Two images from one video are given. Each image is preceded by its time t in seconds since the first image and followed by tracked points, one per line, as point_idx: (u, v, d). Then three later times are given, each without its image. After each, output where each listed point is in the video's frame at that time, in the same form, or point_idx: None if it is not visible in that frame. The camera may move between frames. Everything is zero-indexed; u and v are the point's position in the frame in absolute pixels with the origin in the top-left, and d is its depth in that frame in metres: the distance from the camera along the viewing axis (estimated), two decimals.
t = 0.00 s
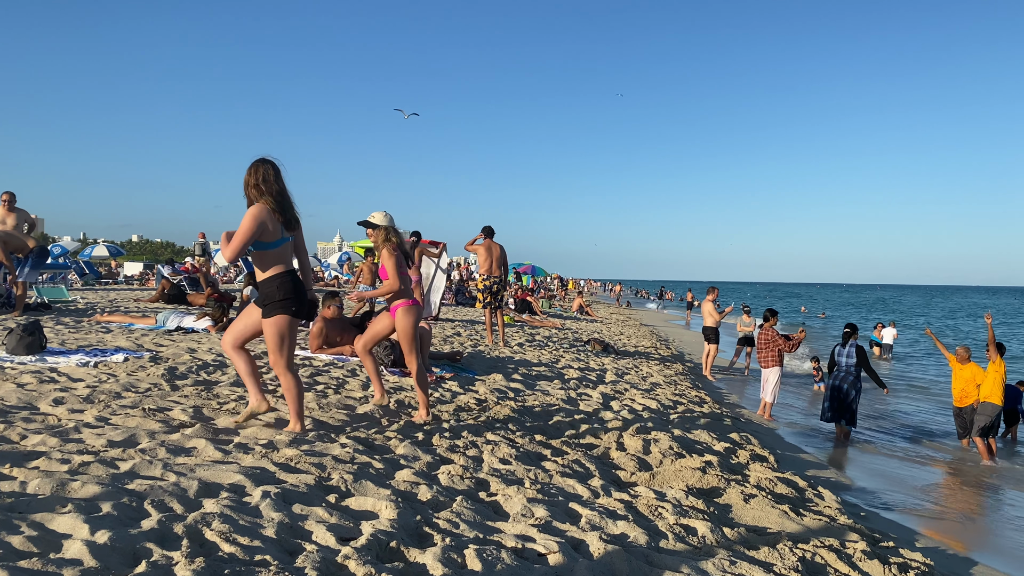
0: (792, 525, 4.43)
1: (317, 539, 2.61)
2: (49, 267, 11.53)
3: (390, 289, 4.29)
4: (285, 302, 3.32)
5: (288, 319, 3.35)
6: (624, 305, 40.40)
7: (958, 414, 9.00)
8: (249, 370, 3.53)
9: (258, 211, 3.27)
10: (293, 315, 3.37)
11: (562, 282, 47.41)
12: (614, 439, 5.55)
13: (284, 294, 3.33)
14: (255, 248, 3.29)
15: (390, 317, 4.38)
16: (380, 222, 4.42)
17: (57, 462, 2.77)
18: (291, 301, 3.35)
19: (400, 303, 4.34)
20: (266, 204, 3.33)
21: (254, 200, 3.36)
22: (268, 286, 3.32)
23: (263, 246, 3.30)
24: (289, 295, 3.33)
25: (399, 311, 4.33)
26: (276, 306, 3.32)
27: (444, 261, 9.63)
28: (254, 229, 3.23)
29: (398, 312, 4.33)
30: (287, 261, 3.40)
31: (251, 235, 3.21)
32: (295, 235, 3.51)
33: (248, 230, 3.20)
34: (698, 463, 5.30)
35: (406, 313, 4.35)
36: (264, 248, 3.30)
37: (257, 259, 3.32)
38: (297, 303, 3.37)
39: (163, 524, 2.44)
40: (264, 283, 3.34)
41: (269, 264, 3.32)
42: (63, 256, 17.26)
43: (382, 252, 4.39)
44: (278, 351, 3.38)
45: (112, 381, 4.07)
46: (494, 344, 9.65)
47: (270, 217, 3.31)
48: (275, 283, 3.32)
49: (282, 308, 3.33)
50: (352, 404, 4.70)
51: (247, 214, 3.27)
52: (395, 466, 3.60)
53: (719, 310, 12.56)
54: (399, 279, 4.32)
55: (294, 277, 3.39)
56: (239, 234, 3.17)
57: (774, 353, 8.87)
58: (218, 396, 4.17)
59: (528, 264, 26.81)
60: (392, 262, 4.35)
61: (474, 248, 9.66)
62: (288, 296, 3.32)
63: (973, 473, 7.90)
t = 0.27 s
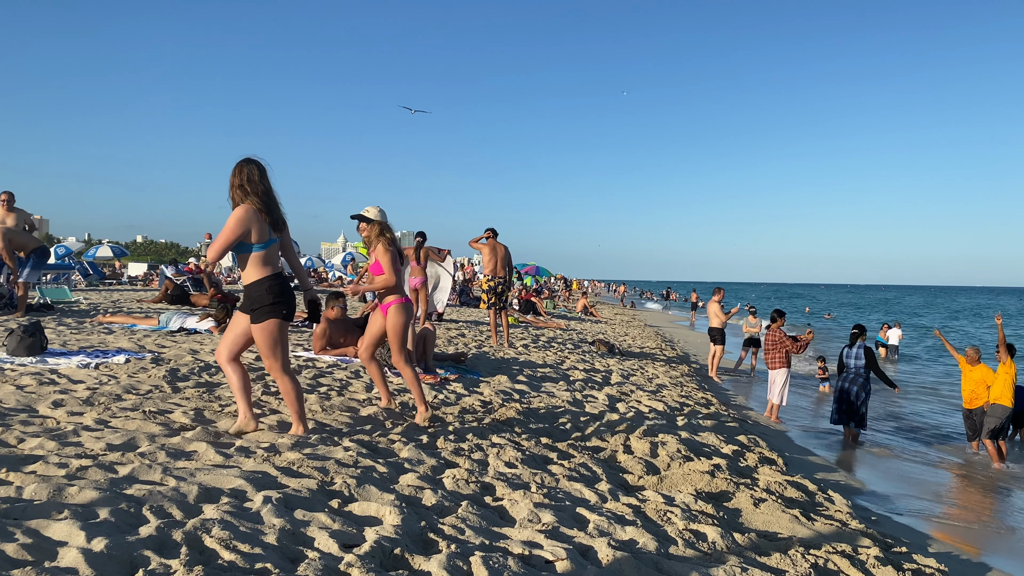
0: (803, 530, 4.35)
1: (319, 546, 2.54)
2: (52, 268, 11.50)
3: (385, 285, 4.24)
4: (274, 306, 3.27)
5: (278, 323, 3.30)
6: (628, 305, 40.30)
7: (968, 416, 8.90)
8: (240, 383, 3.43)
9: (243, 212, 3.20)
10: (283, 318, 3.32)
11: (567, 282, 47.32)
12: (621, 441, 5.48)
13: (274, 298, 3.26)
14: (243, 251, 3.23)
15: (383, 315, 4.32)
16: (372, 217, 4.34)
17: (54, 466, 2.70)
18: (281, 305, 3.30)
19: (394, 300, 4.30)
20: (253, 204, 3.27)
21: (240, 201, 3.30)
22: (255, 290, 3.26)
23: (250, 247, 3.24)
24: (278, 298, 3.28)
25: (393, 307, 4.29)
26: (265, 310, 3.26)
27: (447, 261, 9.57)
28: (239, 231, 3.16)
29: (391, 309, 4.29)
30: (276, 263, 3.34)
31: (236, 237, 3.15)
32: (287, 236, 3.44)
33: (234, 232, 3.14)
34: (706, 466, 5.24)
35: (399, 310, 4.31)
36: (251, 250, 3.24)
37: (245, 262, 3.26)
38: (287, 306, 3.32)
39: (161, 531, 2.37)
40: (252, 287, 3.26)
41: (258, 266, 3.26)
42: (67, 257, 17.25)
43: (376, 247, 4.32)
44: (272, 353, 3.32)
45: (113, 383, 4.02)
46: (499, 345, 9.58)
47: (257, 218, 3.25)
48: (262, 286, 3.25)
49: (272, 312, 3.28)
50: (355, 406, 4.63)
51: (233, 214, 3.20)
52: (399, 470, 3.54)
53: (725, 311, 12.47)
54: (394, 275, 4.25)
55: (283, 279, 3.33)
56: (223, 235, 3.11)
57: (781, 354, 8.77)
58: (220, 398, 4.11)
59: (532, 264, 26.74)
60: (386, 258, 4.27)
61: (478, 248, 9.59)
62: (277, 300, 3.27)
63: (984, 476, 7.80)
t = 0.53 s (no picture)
0: (815, 536, 4.27)
1: (323, 555, 2.48)
2: (57, 269, 11.50)
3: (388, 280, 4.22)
4: (260, 307, 3.18)
5: (264, 325, 3.21)
6: (633, 306, 40.19)
7: (978, 419, 8.79)
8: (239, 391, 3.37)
9: (228, 209, 3.16)
10: (269, 319, 3.23)
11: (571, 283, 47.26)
12: (628, 445, 5.41)
13: (259, 298, 3.19)
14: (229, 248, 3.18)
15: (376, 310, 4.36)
16: (373, 208, 4.24)
17: (54, 472, 2.65)
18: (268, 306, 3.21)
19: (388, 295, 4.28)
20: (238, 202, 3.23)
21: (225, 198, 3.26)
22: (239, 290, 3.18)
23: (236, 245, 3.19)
24: (265, 299, 3.20)
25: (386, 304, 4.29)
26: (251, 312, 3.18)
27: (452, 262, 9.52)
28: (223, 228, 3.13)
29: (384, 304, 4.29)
30: (260, 262, 3.28)
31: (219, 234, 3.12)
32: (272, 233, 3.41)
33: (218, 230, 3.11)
34: (715, 471, 5.18)
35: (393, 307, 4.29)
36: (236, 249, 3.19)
37: (229, 261, 3.20)
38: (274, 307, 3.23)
39: (162, 539, 2.32)
40: (237, 287, 3.19)
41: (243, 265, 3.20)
42: (72, 258, 17.25)
43: (379, 240, 4.25)
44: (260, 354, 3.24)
45: (115, 386, 3.97)
46: (504, 346, 9.52)
47: (242, 215, 3.21)
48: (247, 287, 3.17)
49: (257, 314, 3.19)
50: (360, 409, 4.57)
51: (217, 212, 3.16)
52: (404, 475, 3.47)
53: (731, 312, 12.37)
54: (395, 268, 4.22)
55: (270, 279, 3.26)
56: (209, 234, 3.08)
57: (789, 357, 8.64)
58: (223, 402, 4.06)
59: (537, 265, 26.67)
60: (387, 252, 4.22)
61: (483, 249, 9.54)
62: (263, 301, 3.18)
63: (996, 479, 7.69)
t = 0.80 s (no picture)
0: (827, 542, 4.20)
1: (327, 563, 2.43)
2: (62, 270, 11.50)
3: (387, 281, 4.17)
4: (247, 303, 3.13)
5: (251, 321, 3.15)
6: (639, 307, 40.08)
7: (989, 421, 8.68)
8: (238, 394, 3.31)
9: (219, 203, 3.08)
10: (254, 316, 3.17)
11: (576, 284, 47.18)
12: (636, 449, 5.34)
13: (246, 294, 3.14)
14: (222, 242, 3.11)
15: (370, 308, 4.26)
16: (374, 206, 4.22)
17: (53, 477, 2.60)
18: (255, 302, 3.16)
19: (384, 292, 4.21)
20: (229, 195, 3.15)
21: (211, 191, 3.19)
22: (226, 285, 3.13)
23: (226, 238, 3.11)
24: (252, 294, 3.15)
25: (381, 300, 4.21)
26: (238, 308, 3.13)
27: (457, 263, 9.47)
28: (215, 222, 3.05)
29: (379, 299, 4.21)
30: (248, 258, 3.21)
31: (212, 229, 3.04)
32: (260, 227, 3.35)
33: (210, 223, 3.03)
34: (725, 476, 5.11)
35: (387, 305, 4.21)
36: (226, 243, 3.12)
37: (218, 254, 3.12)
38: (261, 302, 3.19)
39: (162, 548, 2.26)
40: (224, 282, 3.13)
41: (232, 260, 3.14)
42: (78, 259, 17.28)
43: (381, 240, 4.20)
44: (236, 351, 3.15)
45: (118, 389, 3.92)
46: (510, 348, 9.47)
47: (232, 208, 3.14)
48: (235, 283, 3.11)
49: (242, 309, 3.13)
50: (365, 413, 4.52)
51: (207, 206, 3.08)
52: (409, 480, 3.42)
53: (738, 313, 12.28)
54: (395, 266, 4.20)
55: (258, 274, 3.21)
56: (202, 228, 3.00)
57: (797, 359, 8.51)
58: (226, 405, 4.01)
59: (543, 266, 26.61)
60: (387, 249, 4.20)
61: (489, 251, 9.49)
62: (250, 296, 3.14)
63: (1008, 483, 7.58)
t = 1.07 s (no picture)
0: (841, 548, 4.11)
1: (332, 570, 2.37)
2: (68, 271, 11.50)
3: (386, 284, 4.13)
4: (230, 300, 3.05)
5: (230, 318, 3.06)
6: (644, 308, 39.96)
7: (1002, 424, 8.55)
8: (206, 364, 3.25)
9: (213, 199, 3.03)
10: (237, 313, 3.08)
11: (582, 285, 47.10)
12: (645, 452, 5.28)
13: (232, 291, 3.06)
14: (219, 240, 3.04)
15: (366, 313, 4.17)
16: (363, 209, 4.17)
17: (54, 481, 2.54)
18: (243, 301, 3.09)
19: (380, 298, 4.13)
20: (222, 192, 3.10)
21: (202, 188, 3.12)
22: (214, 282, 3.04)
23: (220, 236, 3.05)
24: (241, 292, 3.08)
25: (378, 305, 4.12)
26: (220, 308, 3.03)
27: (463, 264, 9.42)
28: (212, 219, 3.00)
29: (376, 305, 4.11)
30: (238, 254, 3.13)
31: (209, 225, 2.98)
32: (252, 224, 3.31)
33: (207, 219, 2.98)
34: (735, 479, 5.05)
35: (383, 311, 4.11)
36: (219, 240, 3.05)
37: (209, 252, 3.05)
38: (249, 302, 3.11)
39: (163, 555, 2.20)
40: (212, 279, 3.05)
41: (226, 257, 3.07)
42: (84, 259, 17.31)
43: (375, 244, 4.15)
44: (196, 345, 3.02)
45: (121, 391, 3.87)
46: (516, 349, 9.40)
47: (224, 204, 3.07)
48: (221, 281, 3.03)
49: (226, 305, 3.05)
50: (371, 415, 4.46)
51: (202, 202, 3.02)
52: (415, 484, 3.35)
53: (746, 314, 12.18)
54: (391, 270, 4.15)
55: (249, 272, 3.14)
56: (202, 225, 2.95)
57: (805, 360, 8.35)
58: (230, 407, 3.96)
59: (548, 267, 26.54)
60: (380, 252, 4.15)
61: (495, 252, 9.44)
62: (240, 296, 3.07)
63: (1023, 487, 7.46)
